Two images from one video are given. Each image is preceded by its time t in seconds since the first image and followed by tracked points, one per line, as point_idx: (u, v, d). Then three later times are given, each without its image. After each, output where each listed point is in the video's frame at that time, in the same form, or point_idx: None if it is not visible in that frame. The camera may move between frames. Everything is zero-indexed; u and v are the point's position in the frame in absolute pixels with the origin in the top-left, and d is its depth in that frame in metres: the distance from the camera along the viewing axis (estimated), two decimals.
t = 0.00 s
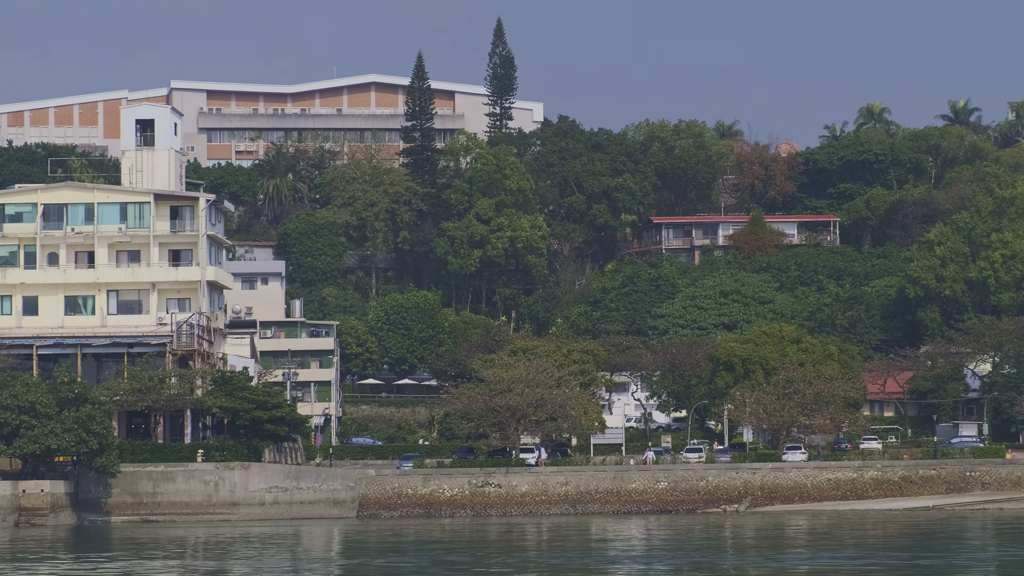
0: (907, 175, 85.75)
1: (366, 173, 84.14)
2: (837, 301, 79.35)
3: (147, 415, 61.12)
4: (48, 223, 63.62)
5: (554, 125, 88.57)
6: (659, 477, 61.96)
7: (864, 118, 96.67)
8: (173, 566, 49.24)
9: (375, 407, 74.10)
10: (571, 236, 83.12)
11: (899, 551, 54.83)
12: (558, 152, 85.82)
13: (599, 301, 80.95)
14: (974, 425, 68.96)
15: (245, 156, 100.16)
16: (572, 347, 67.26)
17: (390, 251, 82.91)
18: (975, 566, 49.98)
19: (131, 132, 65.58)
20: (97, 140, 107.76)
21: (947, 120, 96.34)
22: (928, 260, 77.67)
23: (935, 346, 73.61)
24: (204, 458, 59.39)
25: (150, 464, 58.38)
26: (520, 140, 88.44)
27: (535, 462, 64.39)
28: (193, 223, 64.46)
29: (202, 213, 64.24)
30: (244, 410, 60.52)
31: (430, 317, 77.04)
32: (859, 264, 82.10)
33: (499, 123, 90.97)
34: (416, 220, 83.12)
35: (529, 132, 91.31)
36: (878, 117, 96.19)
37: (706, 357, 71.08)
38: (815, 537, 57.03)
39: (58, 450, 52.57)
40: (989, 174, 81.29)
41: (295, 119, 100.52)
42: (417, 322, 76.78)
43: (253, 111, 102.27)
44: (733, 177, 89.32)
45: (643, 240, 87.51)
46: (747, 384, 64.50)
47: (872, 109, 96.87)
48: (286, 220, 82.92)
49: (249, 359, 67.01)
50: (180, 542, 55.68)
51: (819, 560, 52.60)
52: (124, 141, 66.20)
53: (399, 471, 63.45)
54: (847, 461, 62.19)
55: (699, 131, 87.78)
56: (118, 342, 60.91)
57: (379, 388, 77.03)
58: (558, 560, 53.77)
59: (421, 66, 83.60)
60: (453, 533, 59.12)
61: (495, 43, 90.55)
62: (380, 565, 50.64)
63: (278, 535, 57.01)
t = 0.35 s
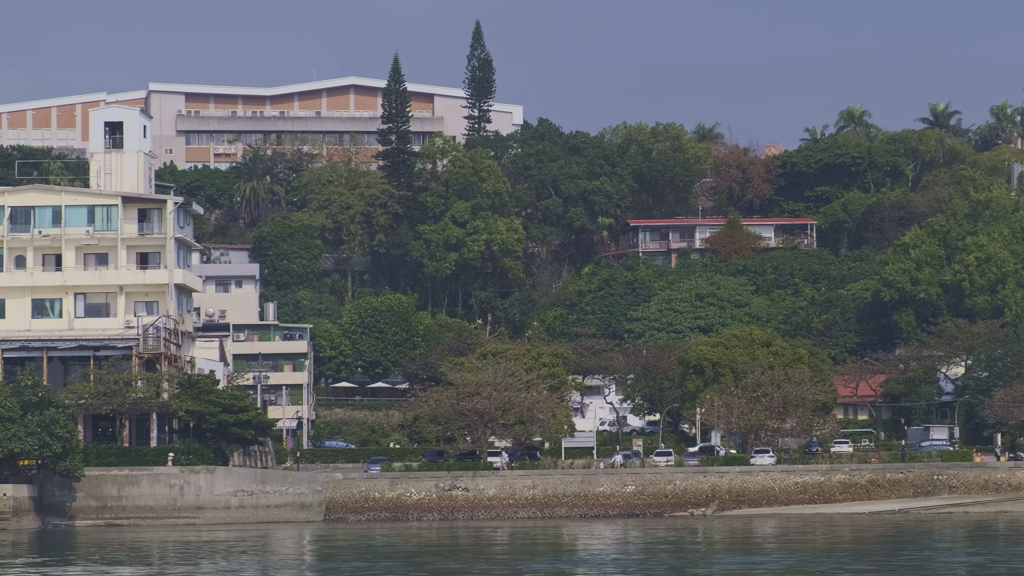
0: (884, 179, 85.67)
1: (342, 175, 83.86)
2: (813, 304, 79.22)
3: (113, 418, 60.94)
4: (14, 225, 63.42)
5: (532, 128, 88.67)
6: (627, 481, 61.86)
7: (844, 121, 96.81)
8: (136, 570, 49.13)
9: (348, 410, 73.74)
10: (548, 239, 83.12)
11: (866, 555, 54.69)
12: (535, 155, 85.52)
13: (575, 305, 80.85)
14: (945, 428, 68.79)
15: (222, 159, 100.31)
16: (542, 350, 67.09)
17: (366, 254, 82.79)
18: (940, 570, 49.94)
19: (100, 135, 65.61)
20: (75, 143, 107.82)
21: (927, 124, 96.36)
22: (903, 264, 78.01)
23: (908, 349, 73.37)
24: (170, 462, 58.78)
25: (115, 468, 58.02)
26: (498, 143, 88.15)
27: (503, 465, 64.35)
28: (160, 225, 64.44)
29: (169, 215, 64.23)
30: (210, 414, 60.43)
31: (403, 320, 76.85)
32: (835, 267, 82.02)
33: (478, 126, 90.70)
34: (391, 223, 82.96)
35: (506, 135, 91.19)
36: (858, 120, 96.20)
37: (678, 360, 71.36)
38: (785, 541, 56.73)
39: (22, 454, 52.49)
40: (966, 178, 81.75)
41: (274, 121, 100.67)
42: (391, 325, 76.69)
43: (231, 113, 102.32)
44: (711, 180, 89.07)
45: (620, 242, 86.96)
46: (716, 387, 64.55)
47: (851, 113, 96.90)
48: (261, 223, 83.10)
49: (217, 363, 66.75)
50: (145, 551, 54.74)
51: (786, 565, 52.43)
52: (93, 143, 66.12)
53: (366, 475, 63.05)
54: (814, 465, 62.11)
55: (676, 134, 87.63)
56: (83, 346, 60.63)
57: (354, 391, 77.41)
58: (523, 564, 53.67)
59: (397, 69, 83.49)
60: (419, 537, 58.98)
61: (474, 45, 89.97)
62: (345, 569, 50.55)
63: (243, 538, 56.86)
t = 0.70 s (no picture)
0: (861, 182, 85.55)
1: (317, 178, 83.68)
2: (787, 308, 79.11)
3: (77, 421, 60.72)
4: None
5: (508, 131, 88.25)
6: (593, 484, 61.63)
7: (824, 124, 96.77)
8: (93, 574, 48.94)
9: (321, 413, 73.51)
10: (524, 242, 82.68)
11: (830, 559, 54.59)
12: (511, 158, 85.31)
13: (550, 308, 80.75)
14: (915, 433, 68.74)
15: (200, 161, 100.74)
16: (510, 353, 66.92)
17: (340, 256, 82.74)
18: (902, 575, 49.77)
19: (67, 137, 65.25)
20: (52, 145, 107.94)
21: (907, 127, 96.32)
22: (877, 267, 78.05)
23: (880, 352, 73.13)
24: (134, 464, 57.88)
25: (79, 470, 57.03)
26: (474, 145, 87.90)
27: (470, 468, 64.20)
28: (127, 228, 64.53)
29: (136, 218, 64.16)
30: (174, 416, 60.40)
31: (376, 323, 76.91)
32: (810, 271, 81.89)
33: (455, 129, 90.58)
34: (365, 225, 82.80)
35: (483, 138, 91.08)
36: (837, 123, 96.17)
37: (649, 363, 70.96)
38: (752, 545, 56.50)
39: None
40: (942, 182, 81.96)
41: (251, 124, 100.83)
42: (363, 328, 76.78)
43: (208, 115, 102.49)
44: (688, 184, 88.90)
45: (594, 246, 86.97)
46: (683, 391, 64.03)
47: (831, 117, 96.80)
48: (236, 225, 83.08)
49: (184, 365, 66.81)
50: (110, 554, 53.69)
51: (749, 570, 52.33)
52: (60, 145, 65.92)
53: (331, 478, 62.90)
54: (781, 468, 61.99)
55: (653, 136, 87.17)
56: (48, 348, 60.44)
57: (326, 394, 77.45)
58: (486, 569, 53.55)
59: (373, 71, 83.34)
60: (384, 541, 58.81)
61: (450, 48, 89.73)
62: (306, 573, 50.48)
63: (207, 541, 56.72)
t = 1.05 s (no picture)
0: (834, 182, 85.40)
1: (288, 177, 83.57)
2: (758, 308, 79.01)
3: (39, 421, 60.54)
4: None
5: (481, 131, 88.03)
6: (556, 484, 61.52)
7: (800, 124, 96.70)
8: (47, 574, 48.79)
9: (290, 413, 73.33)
10: (496, 242, 82.51)
11: (790, 560, 54.49)
12: (484, 158, 85.05)
13: (521, 308, 80.59)
14: (881, 433, 68.66)
15: (174, 161, 101.25)
16: (475, 353, 66.78)
17: (311, 256, 82.55)
18: None
19: (31, 136, 65.09)
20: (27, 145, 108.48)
21: (883, 127, 96.26)
22: (848, 267, 78.04)
23: (847, 352, 73.01)
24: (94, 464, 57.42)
25: (39, 470, 56.63)
26: (447, 145, 87.64)
27: (433, 469, 63.87)
28: (90, 227, 64.17)
29: (99, 217, 63.85)
30: (136, 416, 60.16)
31: (346, 323, 76.80)
32: (782, 270, 81.69)
33: (429, 128, 90.41)
34: (337, 225, 82.70)
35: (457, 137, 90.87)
36: (813, 123, 96.08)
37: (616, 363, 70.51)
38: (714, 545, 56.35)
39: None
40: (914, 182, 81.91)
41: (224, 123, 101.22)
42: (332, 328, 76.68)
43: (182, 115, 102.92)
44: (661, 183, 88.76)
45: (567, 246, 87.02)
46: (648, 391, 63.89)
47: (807, 116, 96.58)
48: (207, 225, 83.16)
49: (148, 365, 66.72)
50: (71, 554, 53.44)
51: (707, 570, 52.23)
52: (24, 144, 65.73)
53: (294, 478, 62.79)
54: (744, 468, 61.90)
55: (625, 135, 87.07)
56: (10, 348, 60.61)
57: (296, 394, 76.99)
58: (444, 569, 53.41)
59: (344, 71, 83.14)
60: (345, 542, 58.68)
61: (424, 48, 89.51)
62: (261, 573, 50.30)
63: (167, 540, 56.59)
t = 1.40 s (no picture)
0: (798, 181, 85.19)
1: (250, 177, 83.36)
2: (721, 307, 78.93)
3: None
4: None
5: (445, 130, 87.51)
6: (509, 484, 61.38)
7: (767, 123, 96.51)
8: None
9: (250, 413, 73.05)
10: (459, 241, 82.33)
11: (741, 560, 54.36)
12: (447, 157, 84.72)
13: (484, 307, 80.41)
14: (839, 433, 68.67)
15: (138, 160, 101.17)
16: (432, 353, 66.51)
17: (273, 255, 82.26)
18: None
19: None
20: None
21: (850, 126, 96.25)
22: (810, 266, 78.02)
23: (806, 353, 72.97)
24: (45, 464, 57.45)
25: None
26: (410, 144, 87.36)
27: (387, 469, 63.89)
28: (44, 227, 63.81)
29: (53, 217, 63.55)
30: (88, 416, 59.47)
31: (306, 323, 76.49)
32: (745, 270, 81.62)
33: (394, 128, 90.14)
34: (299, 224, 82.47)
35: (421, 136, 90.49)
36: (780, 122, 95.92)
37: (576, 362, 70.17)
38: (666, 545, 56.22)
39: None
40: (878, 181, 81.90)
41: (189, 122, 101.18)
42: (293, 327, 76.37)
43: (147, 114, 102.84)
44: (625, 183, 88.72)
45: (530, 245, 86.92)
46: (603, 391, 63.76)
47: (775, 116, 96.37)
48: (169, 224, 82.87)
49: (102, 366, 66.43)
50: (18, 554, 53.05)
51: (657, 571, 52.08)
52: None
53: (247, 478, 62.55)
54: (698, 468, 61.78)
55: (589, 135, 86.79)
56: None
57: (256, 393, 76.70)
58: (394, 570, 53.20)
59: (306, 69, 82.85)
60: (297, 542, 58.47)
61: (389, 46, 89.17)
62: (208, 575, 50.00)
63: (117, 541, 56.31)
